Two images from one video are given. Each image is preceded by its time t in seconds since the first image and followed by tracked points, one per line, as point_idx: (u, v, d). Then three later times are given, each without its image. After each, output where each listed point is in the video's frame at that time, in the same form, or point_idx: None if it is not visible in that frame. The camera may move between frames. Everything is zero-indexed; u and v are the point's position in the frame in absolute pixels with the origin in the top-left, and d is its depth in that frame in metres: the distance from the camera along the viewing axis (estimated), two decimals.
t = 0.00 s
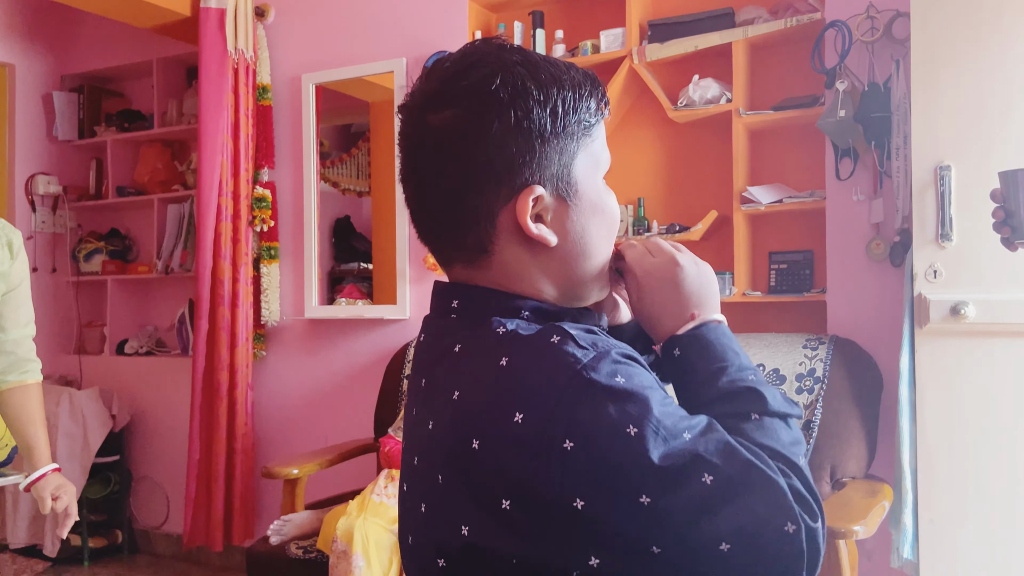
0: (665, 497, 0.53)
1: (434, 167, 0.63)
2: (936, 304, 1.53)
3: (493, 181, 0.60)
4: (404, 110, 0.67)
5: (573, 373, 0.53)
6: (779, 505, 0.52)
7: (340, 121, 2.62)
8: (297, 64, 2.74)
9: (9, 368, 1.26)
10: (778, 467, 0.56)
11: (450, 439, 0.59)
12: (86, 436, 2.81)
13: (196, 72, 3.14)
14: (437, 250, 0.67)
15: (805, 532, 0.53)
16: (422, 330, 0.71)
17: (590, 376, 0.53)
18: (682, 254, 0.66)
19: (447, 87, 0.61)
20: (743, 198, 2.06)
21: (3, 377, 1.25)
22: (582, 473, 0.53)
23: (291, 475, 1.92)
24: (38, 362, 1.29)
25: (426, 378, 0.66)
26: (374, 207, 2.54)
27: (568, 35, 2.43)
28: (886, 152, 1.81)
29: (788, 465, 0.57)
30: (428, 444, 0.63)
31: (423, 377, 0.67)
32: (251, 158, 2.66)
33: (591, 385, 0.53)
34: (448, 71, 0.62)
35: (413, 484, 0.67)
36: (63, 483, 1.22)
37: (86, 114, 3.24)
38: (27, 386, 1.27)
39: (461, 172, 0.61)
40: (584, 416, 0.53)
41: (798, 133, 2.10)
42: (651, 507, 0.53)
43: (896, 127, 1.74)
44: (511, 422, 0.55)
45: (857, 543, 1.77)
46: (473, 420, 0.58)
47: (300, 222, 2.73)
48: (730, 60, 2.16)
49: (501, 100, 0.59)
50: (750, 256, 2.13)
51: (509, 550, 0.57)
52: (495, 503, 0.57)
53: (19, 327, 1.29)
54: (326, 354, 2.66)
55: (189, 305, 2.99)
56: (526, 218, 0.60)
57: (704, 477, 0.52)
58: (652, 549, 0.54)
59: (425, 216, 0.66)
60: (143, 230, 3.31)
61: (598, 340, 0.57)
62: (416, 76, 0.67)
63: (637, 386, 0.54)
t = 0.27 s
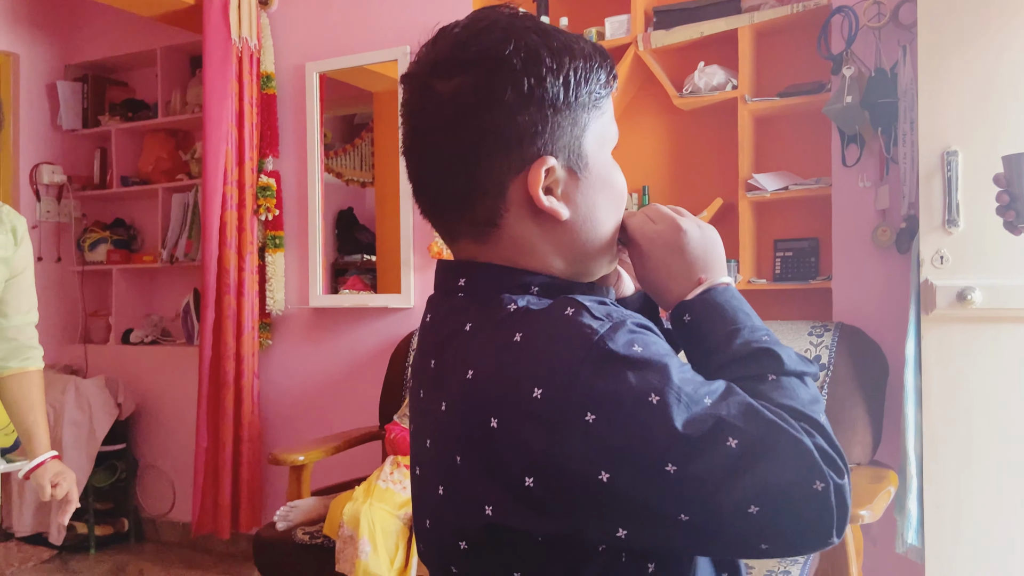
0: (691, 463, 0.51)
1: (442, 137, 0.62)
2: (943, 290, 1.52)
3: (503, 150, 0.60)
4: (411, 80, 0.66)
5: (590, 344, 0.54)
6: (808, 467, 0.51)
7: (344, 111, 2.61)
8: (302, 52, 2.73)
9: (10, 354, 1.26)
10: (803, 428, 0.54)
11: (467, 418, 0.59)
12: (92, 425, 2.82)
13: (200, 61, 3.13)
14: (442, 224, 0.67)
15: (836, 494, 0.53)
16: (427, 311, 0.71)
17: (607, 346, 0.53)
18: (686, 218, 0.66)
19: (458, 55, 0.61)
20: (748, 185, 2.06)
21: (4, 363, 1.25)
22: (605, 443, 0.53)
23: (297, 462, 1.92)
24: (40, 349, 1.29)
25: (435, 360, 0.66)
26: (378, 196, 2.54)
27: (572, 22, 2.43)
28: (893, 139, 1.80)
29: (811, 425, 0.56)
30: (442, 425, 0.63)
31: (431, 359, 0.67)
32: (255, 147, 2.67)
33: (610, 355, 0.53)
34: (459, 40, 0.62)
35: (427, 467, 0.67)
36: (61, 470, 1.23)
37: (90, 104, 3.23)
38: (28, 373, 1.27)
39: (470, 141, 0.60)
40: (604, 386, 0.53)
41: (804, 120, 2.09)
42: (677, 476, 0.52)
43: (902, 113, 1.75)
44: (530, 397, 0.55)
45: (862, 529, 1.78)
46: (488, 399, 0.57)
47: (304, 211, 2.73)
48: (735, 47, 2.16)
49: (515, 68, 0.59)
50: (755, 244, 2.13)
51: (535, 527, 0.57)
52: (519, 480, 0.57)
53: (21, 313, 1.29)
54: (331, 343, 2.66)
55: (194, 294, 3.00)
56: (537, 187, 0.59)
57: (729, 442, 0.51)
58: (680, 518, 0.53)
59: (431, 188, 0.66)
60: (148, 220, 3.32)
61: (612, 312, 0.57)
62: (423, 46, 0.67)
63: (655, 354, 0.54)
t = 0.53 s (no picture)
0: (697, 467, 0.52)
1: (446, 134, 0.62)
2: (946, 285, 1.52)
3: (508, 146, 0.60)
4: (415, 76, 0.66)
5: (596, 347, 0.54)
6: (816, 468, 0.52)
7: (347, 105, 2.61)
8: (305, 47, 2.73)
9: (13, 351, 1.26)
10: (808, 430, 0.55)
11: (473, 421, 0.60)
12: (96, 419, 2.83)
13: (204, 56, 3.13)
14: (446, 221, 0.67)
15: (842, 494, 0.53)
16: (430, 311, 0.71)
17: (613, 349, 0.54)
18: (689, 217, 0.66)
19: (465, 51, 0.61)
20: (752, 180, 2.06)
21: (7, 359, 1.25)
22: (612, 447, 0.53)
23: (301, 456, 1.93)
24: (43, 345, 1.29)
25: (437, 361, 0.67)
26: (381, 190, 2.54)
27: (576, 17, 2.42)
28: (897, 134, 1.80)
29: (816, 427, 0.56)
30: (447, 428, 0.64)
31: (434, 360, 0.67)
32: (259, 141, 2.67)
33: (615, 359, 0.53)
34: (466, 34, 0.62)
35: (432, 468, 0.67)
36: (66, 463, 1.24)
37: (93, 98, 3.23)
38: (30, 369, 1.27)
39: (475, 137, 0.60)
40: (610, 390, 0.53)
41: (807, 115, 2.09)
42: (683, 480, 0.52)
43: (906, 108, 1.74)
44: (537, 402, 0.55)
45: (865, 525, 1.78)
46: (493, 404, 0.58)
47: (308, 206, 2.73)
48: (739, 41, 2.15)
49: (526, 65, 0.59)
50: (759, 239, 2.13)
51: (542, 530, 0.58)
52: (527, 483, 0.57)
53: (24, 309, 1.28)
54: (335, 337, 2.67)
55: (198, 288, 3.01)
56: (544, 186, 0.59)
57: (735, 446, 0.52)
58: (687, 521, 0.53)
59: (434, 185, 0.66)
60: (152, 214, 3.32)
61: (618, 314, 0.57)
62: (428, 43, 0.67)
63: (661, 357, 0.54)
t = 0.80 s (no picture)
0: (690, 472, 0.52)
1: (452, 127, 0.62)
2: (949, 282, 1.52)
3: (515, 142, 0.60)
4: (420, 69, 0.66)
5: (593, 350, 0.54)
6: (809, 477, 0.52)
7: (350, 101, 2.61)
8: (308, 42, 2.73)
9: (15, 346, 1.26)
10: (803, 438, 0.55)
11: (468, 421, 0.60)
12: (101, 414, 2.84)
13: (207, 52, 3.13)
14: (447, 215, 0.67)
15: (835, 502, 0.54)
16: (428, 308, 0.72)
17: (610, 351, 0.54)
18: (692, 217, 0.66)
19: (473, 45, 0.61)
20: (755, 177, 2.06)
21: (10, 355, 1.26)
22: (606, 450, 0.53)
23: (304, 452, 1.93)
24: (45, 340, 1.30)
25: (434, 359, 0.67)
26: (384, 186, 2.54)
27: (579, 12, 2.42)
28: (901, 130, 1.79)
29: (811, 432, 0.57)
30: (442, 427, 0.64)
31: (431, 359, 0.68)
32: (263, 137, 2.66)
33: (611, 361, 0.53)
34: (474, 29, 0.62)
35: (427, 467, 0.68)
36: (67, 458, 1.24)
37: (98, 94, 3.24)
38: (33, 365, 1.27)
39: (481, 132, 0.60)
40: (605, 393, 0.53)
41: (811, 111, 2.09)
42: (677, 484, 0.52)
43: (910, 105, 1.73)
44: (531, 403, 0.55)
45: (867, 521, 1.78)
46: (487, 404, 0.58)
47: (311, 202, 2.73)
48: (742, 37, 2.15)
49: (533, 61, 0.60)
50: (762, 235, 2.13)
51: (536, 531, 0.58)
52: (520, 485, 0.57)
53: (26, 305, 1.28)
54: (338, 334, 2.68)
55: (201, 284, 3.01)
56: (546, 183, 0.60)
57: (730, 451, 0.52)
58: (679, 525, 0.54)
59: (437, 178, 0.65)
60: (156, 210, 3.32)
61: (615, 316, 0.57)
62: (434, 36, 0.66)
63: (657, 361, 0.54)
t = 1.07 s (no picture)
0: (671, 516, 0.56)
1: (483, 120, 0.64)
2: (953, 282, 1.52)
3: (550, 130, 0.63)
4: (434, 70, 0.67)
5: (599, 378, 0.56)
6: (786, 532, 0.57)
7: (354, 100, 2.62)
8: (312, 41, 2.73)
9: (22, 344, 1.27)
10: (788, 489, 0.59)
11: (467, 431, 0.63)
12: (105, 411, 2.85)
13: (211, 50, 3.14)
14: (469, 213, 0.68)
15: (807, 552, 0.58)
16: (432, 307, 0.74)
17: (614, 384, 0.56)
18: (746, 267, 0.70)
19: (498, 40, 0.64)
20: (759, 176, 2.06)
21: (16, 353, 1.27)
22: (597, 480, 0.56)
23: (307, 450, 1.94)
24: (51, 338, 1.30)
25: (436, 362, 0.69)
26: (388, 185, 2.55)
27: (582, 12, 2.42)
28: (905, 130, 1.79)
29: (807, 497, 0.61)
30: (440, 431, 0.67)
31: (433, 361, 0.70)
32: (266, 136, 2.67)
33: (613, 390, 0.55)
34: (493, 26, 0.65)
35: (427, 468, 0.71)
36: (76, 453, 1.24)
37: (101, 92, 3.24)
38: (39, 362, 1.28)
39: (517, 122, 0.62)
40: (602, 422, 0.55)
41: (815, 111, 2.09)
42: (659, 522, 0.56)
43: (914, 104, 1.74)
44: (530, 421, 0.58)
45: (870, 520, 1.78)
46: (487, 416, 0.61)
47: (314, 201, 2.73)
48: (746, 37, 2.15)
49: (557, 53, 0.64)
50: (765, 234, 2.13)
51: (518, 548, 0.61)
52: (507, 501, 0.60)
53: (32, 303, 1.29)
54: (340, 332, 2.68)
55: (205, 282, 3.02)
56: (575, 172, 0.64)
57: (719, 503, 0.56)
58: (652, 563, 0.57)
59: (461, 175, 0.66)
60: (159, 208, 3.33)
61: (624, 340, 0.58)
62: (440, 38, 0.68)
63: (660, 396, 0.56)
